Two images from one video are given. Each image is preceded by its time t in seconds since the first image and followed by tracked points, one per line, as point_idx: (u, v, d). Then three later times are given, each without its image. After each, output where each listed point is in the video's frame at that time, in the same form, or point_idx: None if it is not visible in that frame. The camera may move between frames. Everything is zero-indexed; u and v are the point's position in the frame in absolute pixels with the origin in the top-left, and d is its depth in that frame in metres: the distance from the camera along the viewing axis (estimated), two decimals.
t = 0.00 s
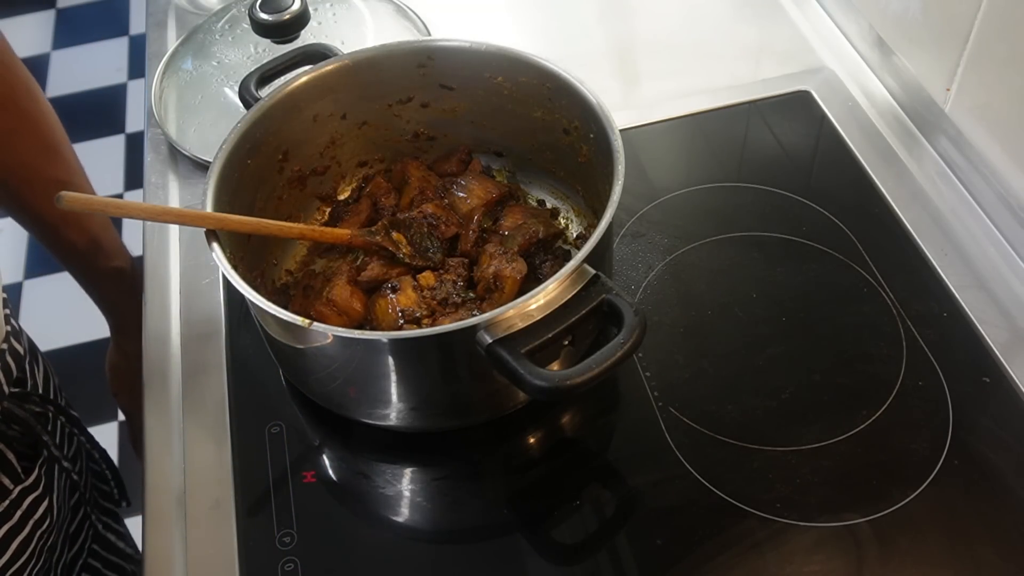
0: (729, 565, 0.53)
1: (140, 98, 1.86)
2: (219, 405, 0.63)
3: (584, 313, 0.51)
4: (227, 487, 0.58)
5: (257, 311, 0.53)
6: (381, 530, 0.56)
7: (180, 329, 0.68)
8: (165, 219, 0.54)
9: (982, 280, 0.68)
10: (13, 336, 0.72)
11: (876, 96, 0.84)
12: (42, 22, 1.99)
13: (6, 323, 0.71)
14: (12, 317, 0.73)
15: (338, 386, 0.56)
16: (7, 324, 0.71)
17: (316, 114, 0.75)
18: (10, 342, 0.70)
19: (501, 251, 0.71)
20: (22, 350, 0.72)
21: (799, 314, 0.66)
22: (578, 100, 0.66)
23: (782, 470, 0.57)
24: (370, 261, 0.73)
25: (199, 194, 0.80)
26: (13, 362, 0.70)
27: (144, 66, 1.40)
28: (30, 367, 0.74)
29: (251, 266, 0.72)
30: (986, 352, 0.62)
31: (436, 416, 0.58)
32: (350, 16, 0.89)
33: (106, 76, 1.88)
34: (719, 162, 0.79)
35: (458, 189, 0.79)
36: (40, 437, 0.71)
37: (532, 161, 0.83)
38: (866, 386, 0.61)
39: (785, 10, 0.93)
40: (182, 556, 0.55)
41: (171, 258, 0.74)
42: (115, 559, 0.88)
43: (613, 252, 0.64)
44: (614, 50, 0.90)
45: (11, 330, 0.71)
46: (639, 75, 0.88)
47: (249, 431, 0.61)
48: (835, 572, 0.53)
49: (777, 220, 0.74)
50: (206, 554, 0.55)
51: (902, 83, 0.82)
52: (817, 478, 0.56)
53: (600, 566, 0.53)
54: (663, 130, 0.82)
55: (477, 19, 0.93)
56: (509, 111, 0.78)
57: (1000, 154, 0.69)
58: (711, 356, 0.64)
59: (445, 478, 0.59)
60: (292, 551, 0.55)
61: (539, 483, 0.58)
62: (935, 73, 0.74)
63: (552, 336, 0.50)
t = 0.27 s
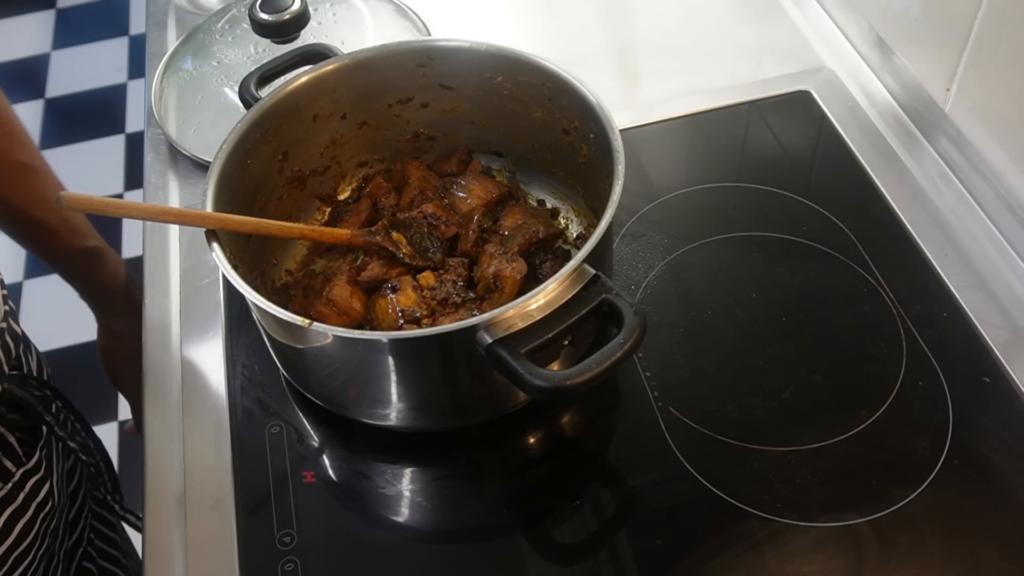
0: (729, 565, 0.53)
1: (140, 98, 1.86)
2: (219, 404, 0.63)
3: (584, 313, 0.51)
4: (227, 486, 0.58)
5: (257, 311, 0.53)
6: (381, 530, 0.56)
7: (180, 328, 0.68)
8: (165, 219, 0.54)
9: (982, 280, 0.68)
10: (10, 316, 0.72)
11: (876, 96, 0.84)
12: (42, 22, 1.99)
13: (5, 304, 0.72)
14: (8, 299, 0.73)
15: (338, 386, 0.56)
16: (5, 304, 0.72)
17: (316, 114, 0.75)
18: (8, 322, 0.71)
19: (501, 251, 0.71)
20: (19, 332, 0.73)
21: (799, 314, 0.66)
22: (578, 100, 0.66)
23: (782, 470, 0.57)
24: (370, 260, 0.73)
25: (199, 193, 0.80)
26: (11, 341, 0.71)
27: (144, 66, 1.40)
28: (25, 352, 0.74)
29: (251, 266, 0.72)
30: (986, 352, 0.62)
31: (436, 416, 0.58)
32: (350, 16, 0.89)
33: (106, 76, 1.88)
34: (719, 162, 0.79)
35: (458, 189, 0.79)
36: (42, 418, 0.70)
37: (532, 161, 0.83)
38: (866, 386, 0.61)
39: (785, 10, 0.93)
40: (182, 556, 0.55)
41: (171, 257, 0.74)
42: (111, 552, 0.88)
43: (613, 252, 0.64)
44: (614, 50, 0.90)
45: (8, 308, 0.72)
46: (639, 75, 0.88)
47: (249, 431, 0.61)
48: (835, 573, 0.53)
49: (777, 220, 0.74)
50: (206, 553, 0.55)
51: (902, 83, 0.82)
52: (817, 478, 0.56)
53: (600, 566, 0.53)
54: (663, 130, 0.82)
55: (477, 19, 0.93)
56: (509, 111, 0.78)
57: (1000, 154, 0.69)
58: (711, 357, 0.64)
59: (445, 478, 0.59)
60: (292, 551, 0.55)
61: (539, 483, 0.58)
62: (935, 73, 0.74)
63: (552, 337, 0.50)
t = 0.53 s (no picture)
0: (729, 565, 0.53)
1: (140, 98, 1.86)
2: (219, 404, 0.63)
3: (584, 313, 0.51)
4: (226, 486, 0.58)
5: (257, 311, 0.53)
6: (381, 530, 0.56)
7: (180, 328, 0.68)
8: (165, 219, 0.54)
9: (982, 280, 0.68)
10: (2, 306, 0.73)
11: (876, 96, 0.84)
12: (42, 22, 1.99)
13: None
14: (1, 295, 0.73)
15: (338, 386, 0.56)
16: None
17: (316, 114, 0.75)
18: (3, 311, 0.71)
19: (501, 251, 0.71)
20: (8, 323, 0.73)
21: (799, 314, 0.66)
22: (578, 100, 0.66)
23: (782, 470, 0.57)
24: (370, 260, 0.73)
25: (199, 193, 0.80)
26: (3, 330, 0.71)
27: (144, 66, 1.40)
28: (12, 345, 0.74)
29: (251, 266, 0.72)
30: (986, 352, 0.62)
31: (436, 416, 0.57)
32: (350, 16, 0.89)
33: (106, 76, 1.88)
34: (719, 162, 0.79)
35: (458, 189, 0.79)
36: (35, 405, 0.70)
37: (532, 161, 0.83)
38: (866, 386, 0.61)
39: (785, 10, 0.93)
40: (182, 556, 0.55)
41: (171, 257, 0.74)
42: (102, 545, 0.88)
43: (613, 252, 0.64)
44: (614, 50, 0.90)
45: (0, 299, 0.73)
46: (639, 75, 0.88)
47: (249, 431, 0.61)
48: (835, 573, 0.53)
49: (777, 220, 0.74)
50: (205, 554, 0.55)
51: (902, 83, 0.82)
52: (817, 478, 0.56)
53: (600, 567, 0.53)
54: (663, 130, 0.82)
55: (477, 19, 0.93)
56: (509, 111, 0.78)
57: (1000, 154, 0.69)
58: (711, 357, 0.64)
59: (445, 478, 0.59)
60: (292, 551, 0.55)
61: (539, 483, 0.58)
62: (935, 73, 0.74)
63: (552, 337, 0.50)
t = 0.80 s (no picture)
0: (729, 565, 0.53)
1: (140, 98, 1.86)
2: (219, 404, 0.63)
3: (584, 313, 0.51)
4: (226, 487, 0.58)
5: (257, 311, 0.53)
6: (381, 530, 0.56)
7: (180, 328, 0.68)
8: (165, 219, 0.54)
9: (982, 280, 0.68)
10: None
11: (876, 96, 0.84)
12: (42, 22, 1.99)
13: None
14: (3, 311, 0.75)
15: (338, 386, 0.56)
16: None
17: (316, 114, 0.75)
18: None
19: (501, 251, 0.71)
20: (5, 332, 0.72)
21: (799, 314, 0.66)
22: (578, 100, 0.66)
23: (782, 470, 0.57)
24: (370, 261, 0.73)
25: (199, 194, 0.80)
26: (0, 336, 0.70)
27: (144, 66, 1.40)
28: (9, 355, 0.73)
29: (251, 266, 0.72)
30: (985, 352, 0.62)
31: (436, 416, 0.57)
32: (350, 16, 0.89)
33: (106, 76, 1.88)
34: (719, 162, 0.79)
35: (458, 189, 0.79)
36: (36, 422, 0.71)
37: (532, 161, 0.83)
38: (866, 386, 0.61)
39: (785, 10, 0.93)
40: (182, 556, 0.55)
41: (171, 257, 0.74)
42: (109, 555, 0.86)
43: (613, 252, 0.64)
44: (614, 50, 0.90)
45: None
46: (639, 75, 0.88)
47: (249, 431, 0.61)
48: (835, 573, 0.53)
49: (777, 220, 0.74)
50: (206, 554, 0.55)
51: (902, 83, 0.82)
52: (817, 478, 0.56)
53: (600, 567, 0.53)
54: (663, 129, 0.82)
55: (477, 19, 0.93)
56: (509, 111, 0.78)
57: (1000, 154, 0.69)
58: (711, 356, 0.64)
59: (445, 478, 0.59)
60: (292, 551, 0.55)
61: (538, 483, 0.58)
62: (935, 73, 0.74)
63: (552, 337, 0.50)
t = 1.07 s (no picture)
0: (729, 565, 0.53)
1: (140, 98, 1.86)
2: (219, 404, 0.63)
3: (584, 313, 0.51)
4: (227, 486, 0.58)
5: (257, 311, 0.53)
6: (381, 530, 0.56)
7: (180, 328, 0.68)
8: (165, 219, 0.54)
9: (982, 280, 0.68)
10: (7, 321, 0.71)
11: (876, 96, 0.84)
12: (42, 22, 1.99)
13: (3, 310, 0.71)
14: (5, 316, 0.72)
15: (338, 386, 0.56)
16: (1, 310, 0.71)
17: (316, 114, 0.75)
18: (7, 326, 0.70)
19: (501, 251, 0.71)
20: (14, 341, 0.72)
21: (799, 314, 0.66)
22: (578, 100, 0.66)
23: (782, 469, 0.57)
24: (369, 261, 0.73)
25: (199, 194, 0.80)
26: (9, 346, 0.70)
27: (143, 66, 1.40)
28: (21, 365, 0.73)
29: (251, 266, 0.72)
30: (985, 352, 0.62)
31: (436, 416, 0.58)
32: (350, 16, 0.89)
33: (106, 76, 1.88)
34: (719, 162, 0.79)
35: (458, 189, 0.79)
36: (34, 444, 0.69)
37: (532, 161, 0.83)
38: (866, 386, 0.61)
39: (785, 10, 0.93)
40: (182, 556, 0.55)
41: (171, 257, 0.74)
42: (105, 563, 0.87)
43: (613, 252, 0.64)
44: (614, 50, 0.90)
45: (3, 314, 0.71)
46: (639, 74, 0.88)
47: (249, 431, 0.61)
48: (835, 573, 0.53)
49: (777, 220, 0.74)
50: (206, 554, 0.55)
51: (902, 83, 0.82)
52: (817, 478, 0.56)
53: (600, 566, 0.53)
54: (664, 129, 0.82)
55: (477, 19, 0.93)
56: (509, 110, 0.78)
57: (1000, 154, 0.69)
58: (711, 356, 0.64)
59: (445, 478, 0.59)
60: (292, 551, 0.55)
61: (538, 483, 0.58)
62: (935, 73, 0.74)
63: (552, 337, 0.50)
